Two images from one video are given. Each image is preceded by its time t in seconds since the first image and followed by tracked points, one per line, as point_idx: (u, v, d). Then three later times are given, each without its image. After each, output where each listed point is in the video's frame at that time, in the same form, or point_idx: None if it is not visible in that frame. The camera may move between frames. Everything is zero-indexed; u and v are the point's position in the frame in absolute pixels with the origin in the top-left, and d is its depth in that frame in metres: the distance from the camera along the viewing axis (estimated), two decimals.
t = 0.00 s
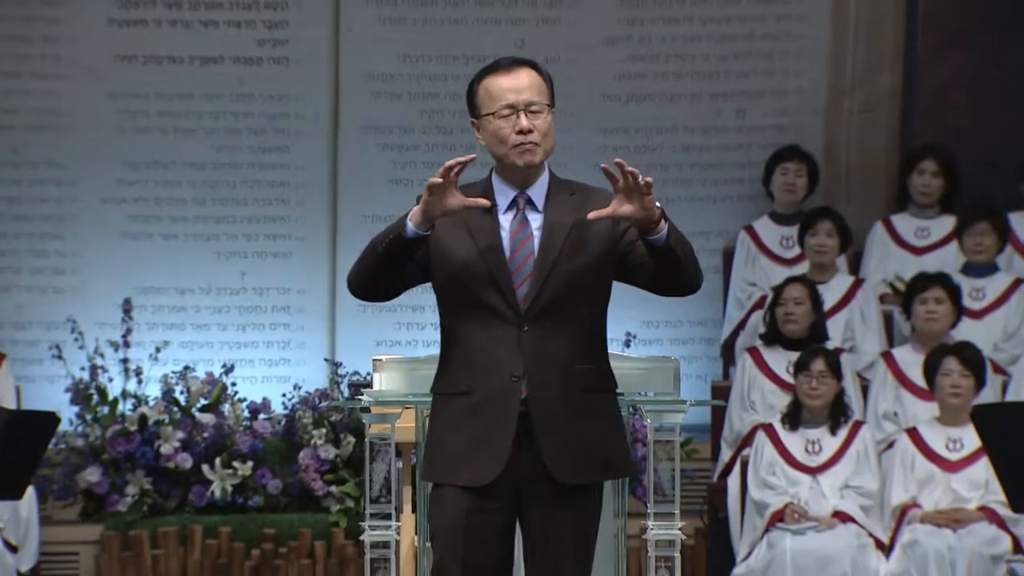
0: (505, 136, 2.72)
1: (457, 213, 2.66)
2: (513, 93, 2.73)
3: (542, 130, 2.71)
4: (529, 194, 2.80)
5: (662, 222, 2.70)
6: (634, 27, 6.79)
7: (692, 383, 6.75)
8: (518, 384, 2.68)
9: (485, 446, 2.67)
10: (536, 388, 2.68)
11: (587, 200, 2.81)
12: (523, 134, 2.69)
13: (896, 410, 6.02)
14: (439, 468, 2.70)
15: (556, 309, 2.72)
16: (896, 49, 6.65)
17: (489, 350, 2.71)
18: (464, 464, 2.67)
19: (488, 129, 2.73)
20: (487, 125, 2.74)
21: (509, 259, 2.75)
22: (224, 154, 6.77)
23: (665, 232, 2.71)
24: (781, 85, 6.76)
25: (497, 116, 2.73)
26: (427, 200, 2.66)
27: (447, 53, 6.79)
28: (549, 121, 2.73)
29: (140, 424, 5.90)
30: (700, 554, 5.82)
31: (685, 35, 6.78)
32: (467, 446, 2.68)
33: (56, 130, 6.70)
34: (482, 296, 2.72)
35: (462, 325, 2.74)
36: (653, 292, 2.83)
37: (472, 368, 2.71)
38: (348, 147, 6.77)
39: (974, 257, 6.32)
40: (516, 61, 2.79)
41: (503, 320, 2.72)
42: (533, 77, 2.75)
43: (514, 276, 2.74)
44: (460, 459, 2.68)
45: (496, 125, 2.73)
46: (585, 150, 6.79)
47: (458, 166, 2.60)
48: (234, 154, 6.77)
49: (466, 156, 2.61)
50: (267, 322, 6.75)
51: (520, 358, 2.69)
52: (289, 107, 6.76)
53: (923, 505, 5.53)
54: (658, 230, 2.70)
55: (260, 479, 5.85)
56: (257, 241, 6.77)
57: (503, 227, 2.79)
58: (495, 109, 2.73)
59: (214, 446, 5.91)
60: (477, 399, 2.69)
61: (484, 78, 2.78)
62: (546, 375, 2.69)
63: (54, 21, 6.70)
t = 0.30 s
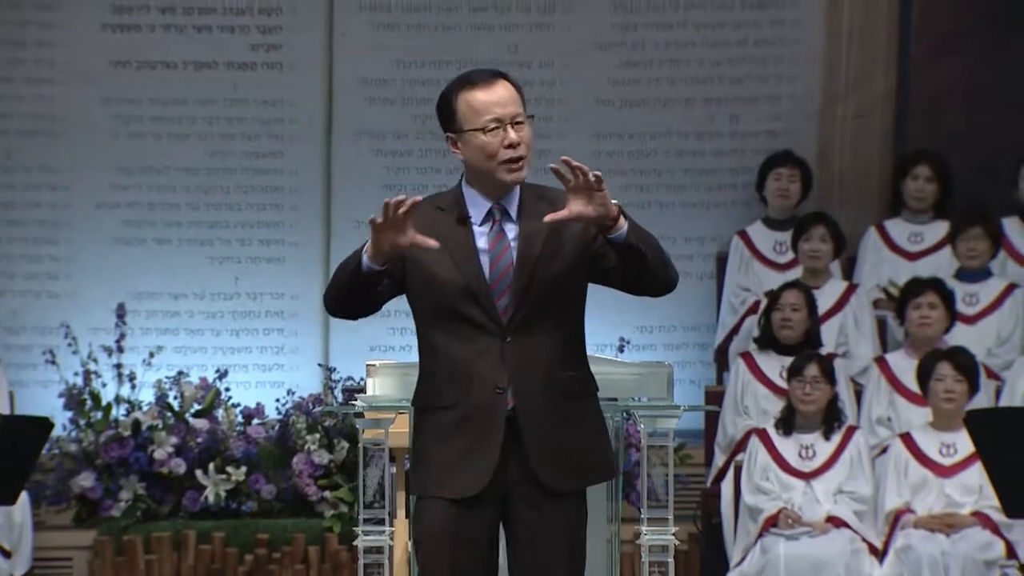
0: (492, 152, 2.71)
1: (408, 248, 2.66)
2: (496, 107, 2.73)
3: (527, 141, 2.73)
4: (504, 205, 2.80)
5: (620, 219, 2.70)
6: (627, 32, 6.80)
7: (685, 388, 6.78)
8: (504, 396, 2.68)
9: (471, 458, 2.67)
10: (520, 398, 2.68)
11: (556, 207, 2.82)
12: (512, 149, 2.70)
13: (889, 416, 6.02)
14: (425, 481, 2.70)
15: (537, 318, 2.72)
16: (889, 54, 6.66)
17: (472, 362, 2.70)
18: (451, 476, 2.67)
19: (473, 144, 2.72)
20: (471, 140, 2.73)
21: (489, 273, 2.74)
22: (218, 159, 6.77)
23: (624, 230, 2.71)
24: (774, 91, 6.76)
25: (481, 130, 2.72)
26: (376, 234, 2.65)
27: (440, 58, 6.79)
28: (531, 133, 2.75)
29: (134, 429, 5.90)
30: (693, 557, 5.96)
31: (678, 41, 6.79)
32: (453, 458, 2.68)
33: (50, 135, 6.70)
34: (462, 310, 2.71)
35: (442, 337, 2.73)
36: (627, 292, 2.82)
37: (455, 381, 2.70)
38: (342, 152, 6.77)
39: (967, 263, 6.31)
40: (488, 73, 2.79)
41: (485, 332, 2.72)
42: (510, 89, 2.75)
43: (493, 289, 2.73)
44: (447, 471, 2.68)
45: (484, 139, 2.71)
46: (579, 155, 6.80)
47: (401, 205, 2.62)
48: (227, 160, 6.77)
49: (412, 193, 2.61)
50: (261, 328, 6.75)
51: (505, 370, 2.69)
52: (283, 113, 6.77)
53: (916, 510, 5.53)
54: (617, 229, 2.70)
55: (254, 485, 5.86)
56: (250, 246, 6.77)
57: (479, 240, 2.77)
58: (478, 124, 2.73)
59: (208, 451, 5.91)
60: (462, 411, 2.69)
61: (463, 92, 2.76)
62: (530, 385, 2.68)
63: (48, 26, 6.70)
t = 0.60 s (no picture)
0: (458, 156, 2.71)
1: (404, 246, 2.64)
2: (466, 110, 2.71)
3: (495, 147, 2.70)
4: (497, 210, 2.78)
5: (665, 244, 2.67)
6: (625, 36, 6.80)
7: (683, 392, 6.75)
8: (495, 400, 2.67)
9: (461, 461, 2.66)
10: (511, 402, 2.67)
11: (557, 216, 2.79)
12: (476, 154, 2.69)
13: (887, 419, 6.02)
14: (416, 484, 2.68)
15: (530, 323, 2.71)
16: (887, 58, 6.67)
17: (464, 365, 2.69)
18: (441, 480, 2.66)
19: (442, 147, 2.72)
20: (441, 142, 2.73)
21: (479, 278, 2.73)
22: (216, 163, 6.77)
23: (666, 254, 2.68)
24: (772, 94, 6.76)
25: (450, 133, 2.72)
26: (372, 231, 2.64)
27: (437, 62, 6.79)
28: (504, 137, 2.71)
29: (132, 433, 5.90)
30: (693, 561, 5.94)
31: (676, 44, 6.79)
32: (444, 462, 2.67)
33: (47, 139, 6.70)
34: (451, 313, 2.70)
35: (433, 341, 2.73)
36: (626, 302, 2.81)
37: (447, 384, 2.70)
38: (340, 156, 6.77)
39: (965, 267, 6.29)
40: (478, 74, 2.76)
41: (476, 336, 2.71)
42: (491, 93, 2.72)
43: (483, 295, 2.73)
44: (438, 475, 2.66)
45: (450, 143, 2.71)
46: (577, 159, 6.80)
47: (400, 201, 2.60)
48: (225, 163, 6.78)
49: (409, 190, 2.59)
50: (259, 331, 6.75)
51: (496, 372, 2.68)
52: (281, 116, 6.77)
53: (914, 514, 5.54)
54: (662, 252, 2.68)
55: (252, 488, 5.85)
56: (248, 250, 6.77)
57: (470, 244, 2.77)
58: (448, 126, 2.72)
59: (206, 455, 5.91)
60: (453, 414, 2.68)
61: (442, 93, 2.75)
62: (521, 388, 2.68)
63: (46, 30, 6.70)
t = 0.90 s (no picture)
0: (476, 144, 2.73)
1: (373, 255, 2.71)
2: (490, 100, 2.72)
3: (513, 137, 2.70)
4: (523, 202, 2.79)
5: (633, 237, 2.71)
6: (626, 34, 6.80)
7: (684, 390, 6.76)
8: (505, 390, 2.65)
9: (470, 455, 2.65)
10: (519, 398, 2.66)
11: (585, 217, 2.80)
12: (491, 144, 2.70)
13: (888, 417, 6.01)
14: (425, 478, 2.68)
15: (547, 318, 2.71)
16: (887, 56, 6.68)
17: (476, 357, 2.68)
18: (450, 474, 2.65)
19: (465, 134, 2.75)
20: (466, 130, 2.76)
21: (500, 267, 2.74)
22: (217, 161, 6.78)
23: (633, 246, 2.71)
24: (773, 92, 6.76)
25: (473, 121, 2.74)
26: (336, 250, 2.70)
27: (438, 60, 6.79)
28: (525, 128, 2.71)
29: (133, 430, 5.90)
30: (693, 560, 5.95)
31: (677, 42, 6.80)
32: (454, 456, 2.66)
33: (48, 137, 6.70)
34: (470, 302, 2.70)
35: (449, 330, 2.72)
36: (644, 310, 2.82)
37: (458, 376, 2.69)
38: (341, 154, 6.77)
39: (966, 264, 6.30)
40: (513, 67, 2.77)
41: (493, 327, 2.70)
42: (520, 86, 2.72)
43: (502, 282, 2.73)
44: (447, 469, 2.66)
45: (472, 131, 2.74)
46: (578, 157, 6.80)
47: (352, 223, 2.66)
48: (227, 161, 6.78)
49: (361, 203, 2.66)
50: (259, 329, 6.75)
51: (506, 365, 2.67)
52: (282, 114, 6.78)
53: (916, 512, 5.53)
54: (628, 246, 2.71)
55: (253, 486, 5.85)
56: (249, 248, 6.77)
57: (494, 234, 2.78)
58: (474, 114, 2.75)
59: (207, 452, 5.92)
60: (464, 407, 2.67)
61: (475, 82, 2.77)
62: (531, 383, 2.66)
63: (46, 28, 6.70)
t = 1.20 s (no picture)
0: (492, 144, 2.72)
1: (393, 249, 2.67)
2: (506, 100, 2.71)
3: (530, 137, 2.70)
4: (533, 202, 2.75)
5: (666, 242, 2.67)
6: (624, 33, 6.80)
7: (682, 388, 6.76)
8: (517, 390, 2.62)
9: (483, 454, 2.60)
10: (531, 399, 2.62)
11: (595, 216, 2.77)
12: (509, 144, 2.69)
13: (887, 416, 6.01)
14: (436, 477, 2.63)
15: (556, 318, 2.67)
16: (886, 55, 6.68)
17: (486, 356, 2.65)
18: (462, 474, 2.61)
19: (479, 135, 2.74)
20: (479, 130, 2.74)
21: (509, 268, 2.70)
22: (216, 160, 6.78)
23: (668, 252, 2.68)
24: (771, 91, 6.76)
25: (488, 121, 2.73)
26: (356, 243, 2.66)
27: (437, 58, 6.79)
28: (541, 127, 2.71)
29: (131, 429, 5.90)
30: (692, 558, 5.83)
31: (675, 41, 6.80)
32: (466, 455, 2.61)
33: (46, 135, 6.69)
34: (479, 303, 2.67)
35: (458, 330, 2.68)
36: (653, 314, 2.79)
37: (469, 376, 2.65)
38: (339, 153, 6.77)
39: (965, 262, 6.30)
40: (522, 66, 2.77)
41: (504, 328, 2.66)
42: (533, 85, 2.72)
43: (512, 283, 2.69)
44: (458, 468, 2.61)
45: (487, 131, 2.73)
46: (576, 156, 6.81)
47: (376, 214, 2.62)
48: (226, 161, 6.78)
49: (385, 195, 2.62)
50: (258, 328, 6.75)
51: (518, 365, 2.63)
52: (280, 113, 6.78)
53: (914, 511, 5.53)
54: (661, 250, 2.67)
55: (251, 484, 5.86)
56: (247, 247, 6.77)
57: (504, 235, 2.74)
58: (487, 114, 2.73)
59: (205, 451, 5.91)
60: (475, 407, 2.63)
61: (484, 83, 2.76)
62: (540, 383, 2.63)
63: (45, 28, 6.71)
